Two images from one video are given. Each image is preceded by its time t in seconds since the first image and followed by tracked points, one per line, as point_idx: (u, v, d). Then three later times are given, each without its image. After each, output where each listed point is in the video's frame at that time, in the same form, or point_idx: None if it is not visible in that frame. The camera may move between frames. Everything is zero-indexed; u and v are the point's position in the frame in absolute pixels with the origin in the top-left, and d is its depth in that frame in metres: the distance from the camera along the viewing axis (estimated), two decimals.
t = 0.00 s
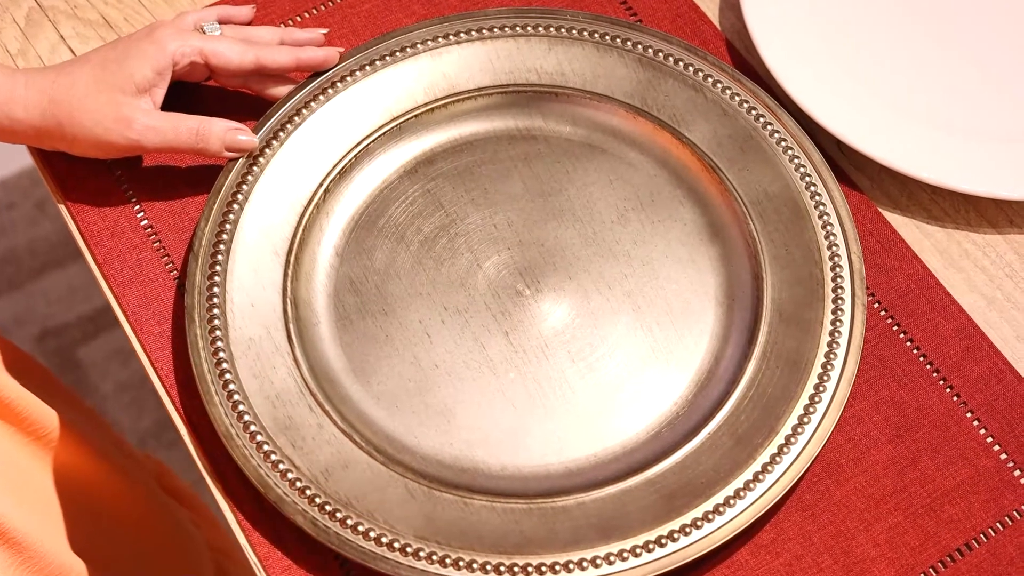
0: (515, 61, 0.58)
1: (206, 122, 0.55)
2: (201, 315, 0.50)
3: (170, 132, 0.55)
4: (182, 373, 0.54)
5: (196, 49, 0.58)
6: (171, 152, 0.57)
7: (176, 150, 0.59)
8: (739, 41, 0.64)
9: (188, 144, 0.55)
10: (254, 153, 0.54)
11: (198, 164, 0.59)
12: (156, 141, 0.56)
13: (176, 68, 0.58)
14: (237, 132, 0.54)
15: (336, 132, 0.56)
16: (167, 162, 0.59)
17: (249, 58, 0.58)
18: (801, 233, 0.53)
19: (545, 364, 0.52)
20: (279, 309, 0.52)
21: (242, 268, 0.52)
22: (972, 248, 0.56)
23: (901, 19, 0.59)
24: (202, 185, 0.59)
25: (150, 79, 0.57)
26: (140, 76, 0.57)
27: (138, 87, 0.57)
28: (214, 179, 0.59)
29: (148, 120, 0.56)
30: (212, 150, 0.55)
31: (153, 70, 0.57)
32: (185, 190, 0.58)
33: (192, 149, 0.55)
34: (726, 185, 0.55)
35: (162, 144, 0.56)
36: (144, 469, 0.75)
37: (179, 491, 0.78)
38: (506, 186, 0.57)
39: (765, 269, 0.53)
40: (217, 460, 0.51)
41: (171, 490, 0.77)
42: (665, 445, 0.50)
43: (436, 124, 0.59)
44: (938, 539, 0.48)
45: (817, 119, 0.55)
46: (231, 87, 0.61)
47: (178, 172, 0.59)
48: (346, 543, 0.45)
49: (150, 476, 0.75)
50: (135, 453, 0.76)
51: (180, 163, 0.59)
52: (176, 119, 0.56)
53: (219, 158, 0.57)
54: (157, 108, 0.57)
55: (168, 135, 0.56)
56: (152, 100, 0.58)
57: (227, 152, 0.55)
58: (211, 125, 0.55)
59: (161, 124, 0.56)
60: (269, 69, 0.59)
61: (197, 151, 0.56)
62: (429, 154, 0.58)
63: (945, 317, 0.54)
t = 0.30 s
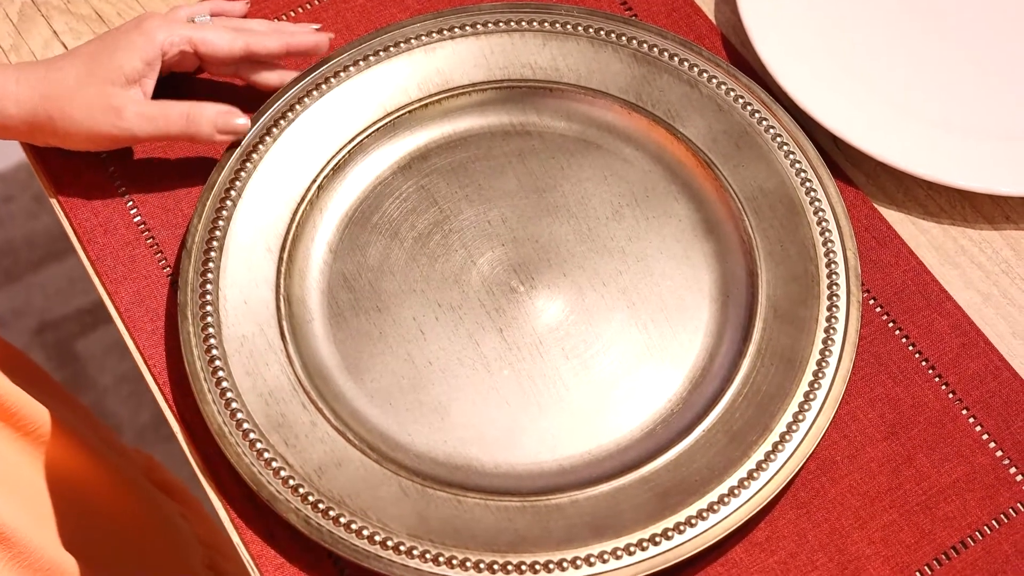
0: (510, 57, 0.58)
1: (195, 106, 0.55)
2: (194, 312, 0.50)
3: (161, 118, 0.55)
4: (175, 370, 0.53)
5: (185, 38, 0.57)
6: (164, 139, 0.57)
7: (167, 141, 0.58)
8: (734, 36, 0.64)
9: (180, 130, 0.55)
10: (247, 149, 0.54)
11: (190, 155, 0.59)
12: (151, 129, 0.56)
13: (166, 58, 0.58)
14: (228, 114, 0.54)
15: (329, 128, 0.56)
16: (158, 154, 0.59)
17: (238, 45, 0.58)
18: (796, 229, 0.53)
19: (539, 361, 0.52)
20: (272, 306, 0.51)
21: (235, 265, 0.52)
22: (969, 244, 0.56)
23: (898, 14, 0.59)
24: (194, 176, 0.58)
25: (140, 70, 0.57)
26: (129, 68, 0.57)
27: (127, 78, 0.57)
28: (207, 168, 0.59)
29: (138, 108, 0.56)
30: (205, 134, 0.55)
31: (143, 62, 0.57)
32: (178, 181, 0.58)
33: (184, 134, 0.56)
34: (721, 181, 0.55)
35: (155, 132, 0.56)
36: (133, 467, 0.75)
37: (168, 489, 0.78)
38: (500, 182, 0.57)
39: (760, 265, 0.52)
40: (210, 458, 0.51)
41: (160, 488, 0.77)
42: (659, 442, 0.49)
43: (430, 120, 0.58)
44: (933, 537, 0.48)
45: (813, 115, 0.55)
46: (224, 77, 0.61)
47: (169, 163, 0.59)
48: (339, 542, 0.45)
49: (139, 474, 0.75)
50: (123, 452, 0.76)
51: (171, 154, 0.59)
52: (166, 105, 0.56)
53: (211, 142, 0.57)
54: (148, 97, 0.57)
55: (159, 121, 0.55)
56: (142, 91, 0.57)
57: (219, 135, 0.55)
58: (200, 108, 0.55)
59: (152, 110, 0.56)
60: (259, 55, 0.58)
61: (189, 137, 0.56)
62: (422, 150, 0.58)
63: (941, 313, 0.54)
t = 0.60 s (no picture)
0: (508, 49, 0.57)
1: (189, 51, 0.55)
2: (191, 305, 0.49)
3: (159, 69, 0.55)
4: (172, 364, 0.53)
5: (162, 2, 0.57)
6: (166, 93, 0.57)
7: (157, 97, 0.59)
8: (734, 28, 0.63)
9: (181, 79, 0.56)
10: (244, 142, 0.54)
11: (184, 103, 0.60)
12: (154, 89, 0.56)
13: (148, 23, 0.58)
14: (224, 51, 0.55)
15: (327, 121, 0.56)
16: (151, 112, 0.60)
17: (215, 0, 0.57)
18: (795, 222, 0.52)
19: (537, 355, 0.52)
20: (269, 300, 0.51)
21: (232, 258, 0.51)
22: (968, 236, 0.56)
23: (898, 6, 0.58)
24: (193, 119, 0.59)
25: (127, 38, 0.57)
26: (115, 36, 0.57)
27: (115, 47, 0.57)
28: (205, 114, 0.60)
29: (134, 68, 0.56)
30: (207, 75, 0.56)
31: (127, 29, 0.57)
32: (178, 130, 0.59)
33: (185, 83, 0.56)
34: (719, 174, 0.55)
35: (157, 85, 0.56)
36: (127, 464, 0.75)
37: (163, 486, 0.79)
38: (498, 175, 0.57)
39: (758, 259, 0.52)
40: (207, 453, 0.50)
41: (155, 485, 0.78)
42: (657, 436, 0.49)
43: (428, 113, 0.58)
44: (932, 531, 0.48)
45: (812, 108, 0.54)
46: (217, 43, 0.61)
47: (163, 117, 0.59)
48: (335, 536, 0.45)
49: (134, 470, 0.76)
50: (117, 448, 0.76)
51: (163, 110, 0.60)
52: (160, 58, 0.56)
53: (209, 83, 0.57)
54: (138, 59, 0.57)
55: (159, 74, 0.56)
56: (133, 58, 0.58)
57: (220, 73, 0.56)
58: (194, 53, 0.55)
59: (149, 66, 0.56)
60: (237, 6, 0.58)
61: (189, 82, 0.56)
62: (420, 143, 0.58)
63: (940, 306, 0.53)
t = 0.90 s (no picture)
0: (502, 42, 0.58)
1: (189, 77, 0.55)
2: (187, 296, 0.50)
3: (157, 94, 0.55)
4: (167, 355, 0.53)
5: (175, 25, 0.57)
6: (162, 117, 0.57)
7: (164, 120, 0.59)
8: (728, 20, 0.63)
9: (174, 106, 0.56)
10: (240, 134, 0.54)
11: (189, 132, 0.59)
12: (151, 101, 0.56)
13: (158, 44, 0.58)
14: (225, 81, 0.55)
15: (322, 113, 0.56)
16: (157, 136, 0.59)
17: (229, 25, 0.58)
18: (789, 213, 0.52)
19: (532, 346, 0.52)
20: (264, 291, 0.51)
21: (227, 249, 0.52)
22: (962, 227, 0.56)
23: None
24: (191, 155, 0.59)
25: (134, 57, 0.57)
26: (123, 55, 0.57)
27: (121, 65, 0.57)
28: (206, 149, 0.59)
29: (134, 88, 0.56)
30: (202, 105, 0.55)
31: (136, 49, 0.57)
32: (178, 160, 0.59)
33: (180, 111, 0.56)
34: (713, 165, 0.55)
35: (151, 109, 0.56)
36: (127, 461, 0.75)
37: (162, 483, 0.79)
38: (493, 166, 0.57)
39: (752, 249, 0.52)
40: (202, 443, 0.51)
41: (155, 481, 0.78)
42: (651, 426, 0.49)
43: (423, 105, 0.58)
44: (925, 520, 0.48)
45: (806, 100, 0.55)
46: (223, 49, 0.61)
47: (168, 143, 0.59)
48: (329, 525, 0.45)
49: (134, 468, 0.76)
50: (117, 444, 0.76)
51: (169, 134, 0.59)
52: (160, 81, 0.56)
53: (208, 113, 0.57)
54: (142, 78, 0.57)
55: (156, 99, 0.56)
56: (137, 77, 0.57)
57: (218, 103, 0.56)
58: (194, 79, 0.55)
59: (148, 88, 0.56)
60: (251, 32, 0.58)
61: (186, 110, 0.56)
62: (415, 135, 0.58)
63: (934, 297, 0.53)
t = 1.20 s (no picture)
0: (503, 40, 0.58)
1: (202, 102, 0.55)
2: (190, 294, 0.50)
3: (170, 116, 0.56)
4: (170, 353, 0.53)
5: (188, 41, 0.58)
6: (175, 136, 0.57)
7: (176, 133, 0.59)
8: (728, 19, 0.64)
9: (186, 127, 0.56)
10: (242, 132, 0.54)
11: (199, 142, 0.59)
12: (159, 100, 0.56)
13: (170, 59, 0.58)
14: (235, 108, 0.53)
15: (324, 112, 0.56)
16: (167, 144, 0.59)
17: (242, 44, 0.58)
18: (789, 210, 0.53)
19: (534, 342, 0.52)
20: (267, 288, 0.52)
21: (230, 247, 0.52)
22: (962, 224, 0.56)
23: None
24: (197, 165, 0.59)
25: (147, 72, 0.57)
26: (136, 69, 0.57)
27: (134, 79, 0.57)
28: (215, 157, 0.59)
29: (146, 106, 0.56)
30: (213, 130, 0.54)
31: (150, 64, 0.57)
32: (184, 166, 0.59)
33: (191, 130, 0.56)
34: (714, 163, 0.55)
35: (163, 131, 0.56)
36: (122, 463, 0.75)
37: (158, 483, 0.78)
38: (494, 164, 0.57)
39: (753, 246, 0.53)
40: (206, 440, 0.51)
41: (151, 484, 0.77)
42: (653, 423, 0.50)
43: (425, 103, 0.58)
44: (927, 516, 0.48)
45: (806, 97, 0.55)
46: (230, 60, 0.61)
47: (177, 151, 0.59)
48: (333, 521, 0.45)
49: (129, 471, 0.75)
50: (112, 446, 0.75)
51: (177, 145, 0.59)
52: (174, 103, 0.56)
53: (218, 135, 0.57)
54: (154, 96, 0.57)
55: (168, 120, 0.56)
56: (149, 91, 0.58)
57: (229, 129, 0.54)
58: (208, 104, 0.54)
59: (161, 109, 0.56)
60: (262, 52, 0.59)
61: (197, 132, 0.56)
62: (417, 133, 0.58)
63: (934, 294, 0.54)
